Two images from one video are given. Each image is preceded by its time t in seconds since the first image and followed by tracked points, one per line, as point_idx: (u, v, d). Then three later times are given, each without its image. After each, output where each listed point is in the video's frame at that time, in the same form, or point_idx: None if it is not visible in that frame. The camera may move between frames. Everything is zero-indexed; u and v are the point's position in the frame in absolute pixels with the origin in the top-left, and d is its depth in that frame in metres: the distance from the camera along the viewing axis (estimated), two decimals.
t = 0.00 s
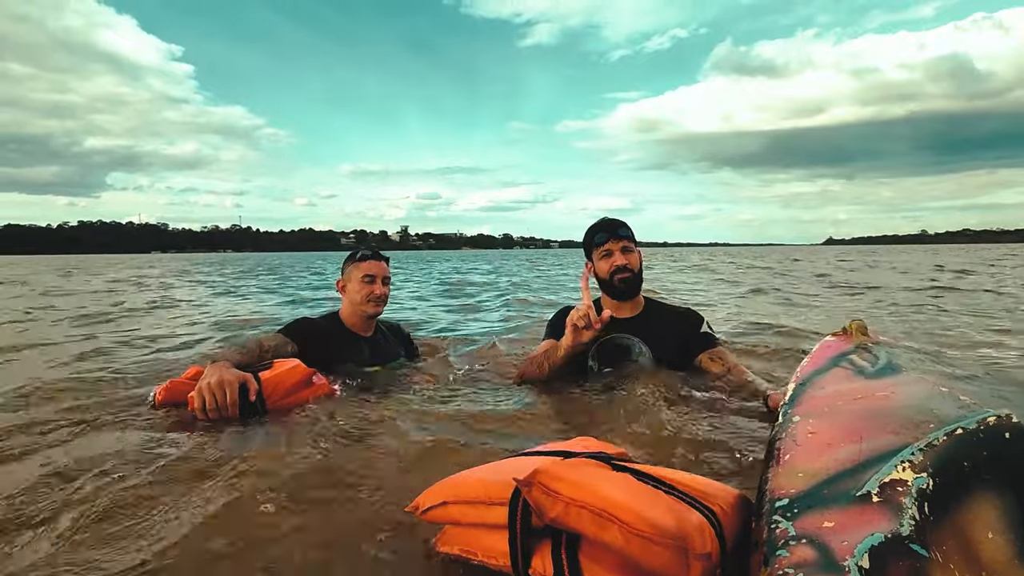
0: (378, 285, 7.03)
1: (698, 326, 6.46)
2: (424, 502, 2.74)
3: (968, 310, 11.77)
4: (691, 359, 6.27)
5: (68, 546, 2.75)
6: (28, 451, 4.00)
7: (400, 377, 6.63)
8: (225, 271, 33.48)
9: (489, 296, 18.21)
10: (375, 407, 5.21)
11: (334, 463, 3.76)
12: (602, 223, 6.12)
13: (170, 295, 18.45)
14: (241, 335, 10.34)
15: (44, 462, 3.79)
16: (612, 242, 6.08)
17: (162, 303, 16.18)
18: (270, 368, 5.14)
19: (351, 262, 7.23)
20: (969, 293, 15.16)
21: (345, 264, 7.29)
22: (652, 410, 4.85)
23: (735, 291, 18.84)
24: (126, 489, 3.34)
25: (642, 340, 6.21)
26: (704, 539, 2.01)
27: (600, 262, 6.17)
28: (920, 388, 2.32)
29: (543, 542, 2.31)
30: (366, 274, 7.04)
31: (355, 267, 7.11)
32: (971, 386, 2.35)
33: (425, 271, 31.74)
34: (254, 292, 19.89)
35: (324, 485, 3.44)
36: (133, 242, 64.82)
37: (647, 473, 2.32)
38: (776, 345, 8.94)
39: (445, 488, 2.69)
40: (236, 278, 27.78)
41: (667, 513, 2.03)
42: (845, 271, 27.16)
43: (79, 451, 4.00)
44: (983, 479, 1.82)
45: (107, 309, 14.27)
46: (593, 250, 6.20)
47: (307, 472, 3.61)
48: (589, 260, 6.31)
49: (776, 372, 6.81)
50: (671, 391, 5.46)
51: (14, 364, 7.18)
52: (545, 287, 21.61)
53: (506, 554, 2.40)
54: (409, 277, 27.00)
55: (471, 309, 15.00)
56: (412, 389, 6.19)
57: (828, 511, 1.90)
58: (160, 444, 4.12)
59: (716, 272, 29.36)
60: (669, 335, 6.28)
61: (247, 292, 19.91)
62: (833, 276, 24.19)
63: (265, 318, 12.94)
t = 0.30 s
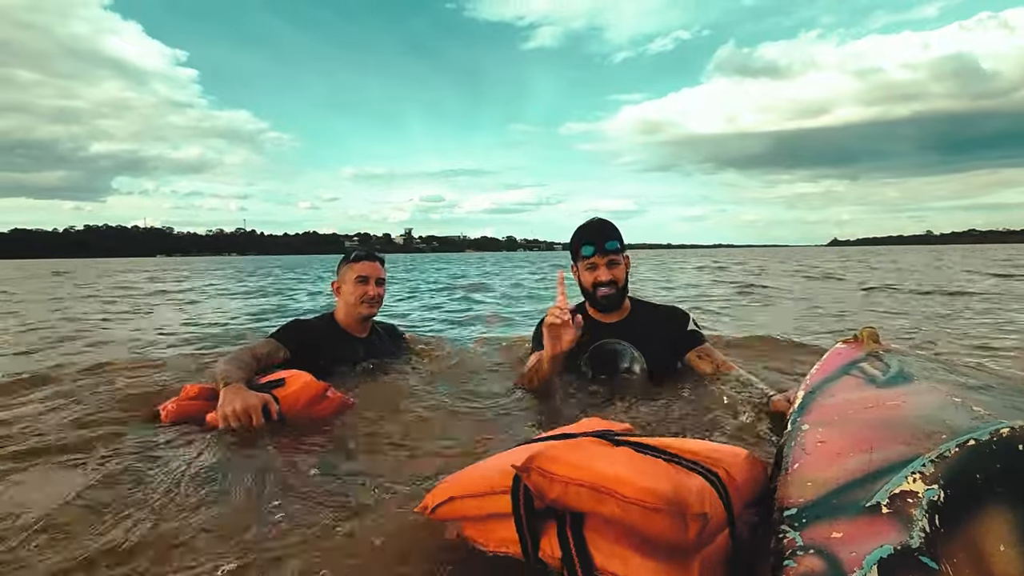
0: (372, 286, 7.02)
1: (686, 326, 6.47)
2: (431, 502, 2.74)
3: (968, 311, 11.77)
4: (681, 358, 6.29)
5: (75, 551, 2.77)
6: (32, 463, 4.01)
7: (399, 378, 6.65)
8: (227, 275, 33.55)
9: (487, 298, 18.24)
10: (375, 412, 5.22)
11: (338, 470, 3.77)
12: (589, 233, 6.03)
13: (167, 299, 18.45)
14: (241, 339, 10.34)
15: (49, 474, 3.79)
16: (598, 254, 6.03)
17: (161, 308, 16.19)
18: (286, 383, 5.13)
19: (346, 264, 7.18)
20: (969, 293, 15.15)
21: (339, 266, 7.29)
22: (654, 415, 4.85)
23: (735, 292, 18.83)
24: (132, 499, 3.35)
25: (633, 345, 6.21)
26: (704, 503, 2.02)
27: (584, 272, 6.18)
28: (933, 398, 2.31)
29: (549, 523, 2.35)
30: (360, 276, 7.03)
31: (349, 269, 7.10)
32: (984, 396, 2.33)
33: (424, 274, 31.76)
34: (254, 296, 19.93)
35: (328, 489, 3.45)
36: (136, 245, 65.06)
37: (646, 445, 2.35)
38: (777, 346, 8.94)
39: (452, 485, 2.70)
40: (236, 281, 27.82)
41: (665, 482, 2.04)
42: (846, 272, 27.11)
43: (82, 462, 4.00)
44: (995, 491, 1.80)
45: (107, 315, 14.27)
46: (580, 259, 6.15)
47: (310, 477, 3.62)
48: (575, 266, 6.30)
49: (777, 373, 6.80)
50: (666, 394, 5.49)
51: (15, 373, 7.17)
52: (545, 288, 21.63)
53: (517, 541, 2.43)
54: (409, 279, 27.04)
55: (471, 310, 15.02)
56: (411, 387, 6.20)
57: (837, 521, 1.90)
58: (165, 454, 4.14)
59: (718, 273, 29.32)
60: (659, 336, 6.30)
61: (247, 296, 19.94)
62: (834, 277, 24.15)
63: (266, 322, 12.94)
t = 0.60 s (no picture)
0: (367, 286, 7.04)
1: (688, 327, 6.49)
2: (443, 502, 2.75)
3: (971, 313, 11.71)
4: (683, 360, 6.31)
5: (64, 553, 2.74)
6: (26, 461, 4.00)
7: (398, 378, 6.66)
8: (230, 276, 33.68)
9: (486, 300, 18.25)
10: (373, 411, 5.22)
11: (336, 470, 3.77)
12: (586, 232, 6.08)
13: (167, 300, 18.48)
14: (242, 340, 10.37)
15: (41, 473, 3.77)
16: (596, 252, 6.04)
17: (163, 308, 16.26)
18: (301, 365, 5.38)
19: (342, 264, 7.21)
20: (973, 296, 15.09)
21: (334, 266, 7.33)
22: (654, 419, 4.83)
23: (737, 295, 18.78)
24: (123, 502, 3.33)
25: (633, 347, 6.21)
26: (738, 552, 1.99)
27: (583, 271, 6.17)
28: (931, 391, 2.29)
29: (569, 552, 2.28)
30: (355, 276, 7.05)
31: (345, 269, 7.14)
32: (982, 389, 2.31)
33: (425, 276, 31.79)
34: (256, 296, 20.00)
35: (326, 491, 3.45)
36: (141, 246, 65.44)
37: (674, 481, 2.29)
38: (777, 348, 8.91)
39: (465, 490, 2.68)
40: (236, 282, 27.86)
41: (702, 527, 2.02)
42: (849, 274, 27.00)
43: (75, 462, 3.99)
44: (993, 482, 1.78)
45: (109, 315, 14.34)
46: (577, 259, 6.17)
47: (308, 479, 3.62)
48: (573, 266, 6.31)
49: (777, 374, 6.78)
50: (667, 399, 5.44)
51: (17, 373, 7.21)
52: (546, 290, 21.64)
53: (529, 560, 2.37)
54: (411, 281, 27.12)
55: (471, 312, 15.04)
56: (409, 388, 6.21)
57: (834, 513, 1.89)
58: (161, 457, 4.11)
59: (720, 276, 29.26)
60: (659, 339, 6.33)
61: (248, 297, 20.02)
62: (837, 279, 24.06)
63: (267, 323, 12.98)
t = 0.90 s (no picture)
0: (365, 285, 7.06)
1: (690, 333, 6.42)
2: (413, 520, 2.68)
3: (973, 320, 11.65)
4: (682, 366, 6.24)
5: (50, 558, 2.73)
6: (24, 464, 4.02)
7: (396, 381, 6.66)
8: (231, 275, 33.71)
9: (488, 302, 18.22)
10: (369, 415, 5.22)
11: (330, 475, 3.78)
12: (588, 233, 6.09)
13: (169, 299, 18.51)
14: (240, 340, 10.36)
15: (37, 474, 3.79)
16: (597, 253, 6.05)
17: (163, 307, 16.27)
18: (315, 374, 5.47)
19: (338, 265, 7.24)
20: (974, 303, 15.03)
21: (332, 268, 7.34)
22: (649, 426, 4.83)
23: (738, 299, 18.73)
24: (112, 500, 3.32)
25: (632, 351, 6.19)
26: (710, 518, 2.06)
27: (583, 271, 6.18)
28: (923, 406, 2.29)
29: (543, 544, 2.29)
30: (353, 276, 7.08)
31: (342, 269, 7.17)
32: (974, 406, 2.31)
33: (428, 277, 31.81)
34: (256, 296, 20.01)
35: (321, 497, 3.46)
36: (145, 245, 65.71)
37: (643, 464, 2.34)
38: (777, 354, 8.88)
39: (436, 500, 2.65)
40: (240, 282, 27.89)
41: (671, 495, 2.07)
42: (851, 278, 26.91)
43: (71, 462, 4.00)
44: (981, 500, 1.79)
45: (110, 314, 14.35)
46: (579, 260, 6.18)
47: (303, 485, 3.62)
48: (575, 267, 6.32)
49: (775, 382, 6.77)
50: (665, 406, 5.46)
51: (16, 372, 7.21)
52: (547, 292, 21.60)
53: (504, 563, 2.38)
54: (411, 282, 27.15)
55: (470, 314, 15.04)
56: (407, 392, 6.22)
57: (822, 528, 1.89)
58: (152, 453, 4.13)
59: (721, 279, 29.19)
60: (658, 344, 6.27)
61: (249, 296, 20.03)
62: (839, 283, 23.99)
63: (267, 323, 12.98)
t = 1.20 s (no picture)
0: (372, 283, 7.10)
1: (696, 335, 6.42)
2: (400, 512, 2.77)
3: (977, 326, 11.63)
4: (688, 366, 6.23)
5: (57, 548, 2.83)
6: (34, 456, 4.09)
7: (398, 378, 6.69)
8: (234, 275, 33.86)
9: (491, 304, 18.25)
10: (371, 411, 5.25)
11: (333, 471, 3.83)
12: (596, 227, 6.16)
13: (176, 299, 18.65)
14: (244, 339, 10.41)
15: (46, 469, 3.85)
16: (604, 247, 6.11)
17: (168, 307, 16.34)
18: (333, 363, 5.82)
19: (344, 263, 7.28)
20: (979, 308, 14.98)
21: (337, 265, 7.36)
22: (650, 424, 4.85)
23: (741, 303, 18.72)
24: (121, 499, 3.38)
25: (636, 348, 6.25)
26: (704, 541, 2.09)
27: (591, 265, 6.24)
28: (919, 401, 2.32)
29: (534, 554, 2.31)
30: (360, 274, 7.10)
31: (349, 267, 7.19)
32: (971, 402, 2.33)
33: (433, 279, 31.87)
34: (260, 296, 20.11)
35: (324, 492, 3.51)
36: (148, 245, 65.94)
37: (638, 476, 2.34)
38: (780, 357, 8.88)
39: (424, 498, 2.71)
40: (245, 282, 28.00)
41: (670, 518, 2.11)
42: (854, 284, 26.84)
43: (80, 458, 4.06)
44: (976, 492, 1.81)
45: (115, 312, 14.44)
46: (587, 253, 6.25)
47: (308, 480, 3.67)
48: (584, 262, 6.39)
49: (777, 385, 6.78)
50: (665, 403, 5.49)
51: (22, 369, 7.28)
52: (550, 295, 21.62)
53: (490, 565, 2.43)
54: (415, 284, 27.20)
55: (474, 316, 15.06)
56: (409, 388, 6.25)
57: (817, 516, 1.91)
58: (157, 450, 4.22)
59: (724, 284, 29.18)
60: (663, 342, 6.30)
61: (254, 296, 20.13)
62: (843, 289, 23.94)
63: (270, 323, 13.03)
